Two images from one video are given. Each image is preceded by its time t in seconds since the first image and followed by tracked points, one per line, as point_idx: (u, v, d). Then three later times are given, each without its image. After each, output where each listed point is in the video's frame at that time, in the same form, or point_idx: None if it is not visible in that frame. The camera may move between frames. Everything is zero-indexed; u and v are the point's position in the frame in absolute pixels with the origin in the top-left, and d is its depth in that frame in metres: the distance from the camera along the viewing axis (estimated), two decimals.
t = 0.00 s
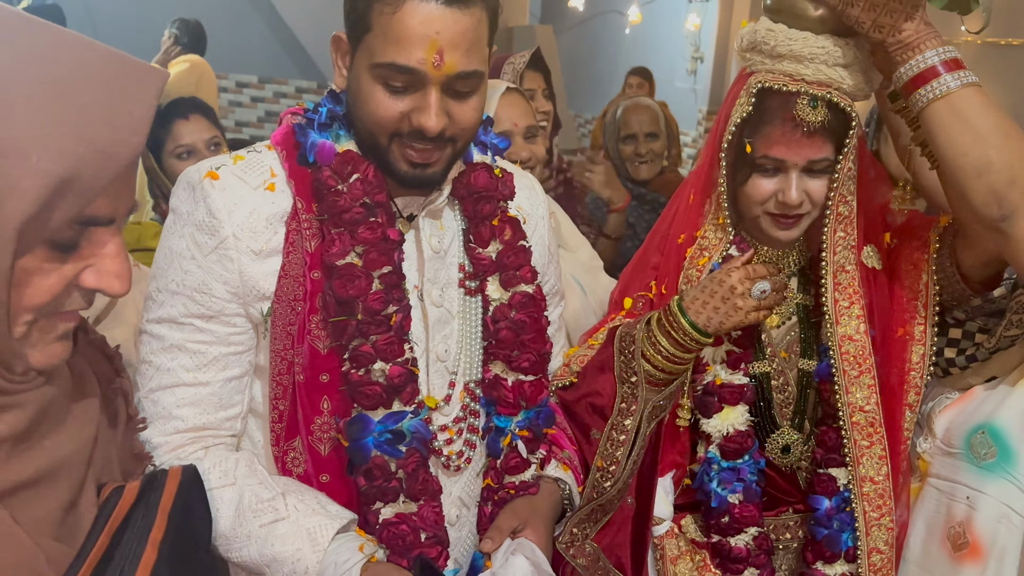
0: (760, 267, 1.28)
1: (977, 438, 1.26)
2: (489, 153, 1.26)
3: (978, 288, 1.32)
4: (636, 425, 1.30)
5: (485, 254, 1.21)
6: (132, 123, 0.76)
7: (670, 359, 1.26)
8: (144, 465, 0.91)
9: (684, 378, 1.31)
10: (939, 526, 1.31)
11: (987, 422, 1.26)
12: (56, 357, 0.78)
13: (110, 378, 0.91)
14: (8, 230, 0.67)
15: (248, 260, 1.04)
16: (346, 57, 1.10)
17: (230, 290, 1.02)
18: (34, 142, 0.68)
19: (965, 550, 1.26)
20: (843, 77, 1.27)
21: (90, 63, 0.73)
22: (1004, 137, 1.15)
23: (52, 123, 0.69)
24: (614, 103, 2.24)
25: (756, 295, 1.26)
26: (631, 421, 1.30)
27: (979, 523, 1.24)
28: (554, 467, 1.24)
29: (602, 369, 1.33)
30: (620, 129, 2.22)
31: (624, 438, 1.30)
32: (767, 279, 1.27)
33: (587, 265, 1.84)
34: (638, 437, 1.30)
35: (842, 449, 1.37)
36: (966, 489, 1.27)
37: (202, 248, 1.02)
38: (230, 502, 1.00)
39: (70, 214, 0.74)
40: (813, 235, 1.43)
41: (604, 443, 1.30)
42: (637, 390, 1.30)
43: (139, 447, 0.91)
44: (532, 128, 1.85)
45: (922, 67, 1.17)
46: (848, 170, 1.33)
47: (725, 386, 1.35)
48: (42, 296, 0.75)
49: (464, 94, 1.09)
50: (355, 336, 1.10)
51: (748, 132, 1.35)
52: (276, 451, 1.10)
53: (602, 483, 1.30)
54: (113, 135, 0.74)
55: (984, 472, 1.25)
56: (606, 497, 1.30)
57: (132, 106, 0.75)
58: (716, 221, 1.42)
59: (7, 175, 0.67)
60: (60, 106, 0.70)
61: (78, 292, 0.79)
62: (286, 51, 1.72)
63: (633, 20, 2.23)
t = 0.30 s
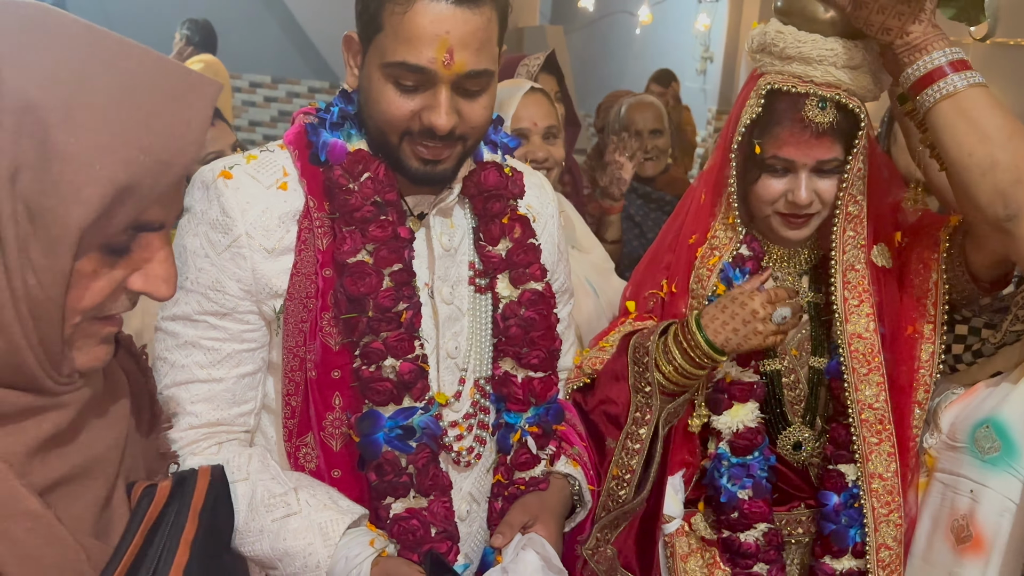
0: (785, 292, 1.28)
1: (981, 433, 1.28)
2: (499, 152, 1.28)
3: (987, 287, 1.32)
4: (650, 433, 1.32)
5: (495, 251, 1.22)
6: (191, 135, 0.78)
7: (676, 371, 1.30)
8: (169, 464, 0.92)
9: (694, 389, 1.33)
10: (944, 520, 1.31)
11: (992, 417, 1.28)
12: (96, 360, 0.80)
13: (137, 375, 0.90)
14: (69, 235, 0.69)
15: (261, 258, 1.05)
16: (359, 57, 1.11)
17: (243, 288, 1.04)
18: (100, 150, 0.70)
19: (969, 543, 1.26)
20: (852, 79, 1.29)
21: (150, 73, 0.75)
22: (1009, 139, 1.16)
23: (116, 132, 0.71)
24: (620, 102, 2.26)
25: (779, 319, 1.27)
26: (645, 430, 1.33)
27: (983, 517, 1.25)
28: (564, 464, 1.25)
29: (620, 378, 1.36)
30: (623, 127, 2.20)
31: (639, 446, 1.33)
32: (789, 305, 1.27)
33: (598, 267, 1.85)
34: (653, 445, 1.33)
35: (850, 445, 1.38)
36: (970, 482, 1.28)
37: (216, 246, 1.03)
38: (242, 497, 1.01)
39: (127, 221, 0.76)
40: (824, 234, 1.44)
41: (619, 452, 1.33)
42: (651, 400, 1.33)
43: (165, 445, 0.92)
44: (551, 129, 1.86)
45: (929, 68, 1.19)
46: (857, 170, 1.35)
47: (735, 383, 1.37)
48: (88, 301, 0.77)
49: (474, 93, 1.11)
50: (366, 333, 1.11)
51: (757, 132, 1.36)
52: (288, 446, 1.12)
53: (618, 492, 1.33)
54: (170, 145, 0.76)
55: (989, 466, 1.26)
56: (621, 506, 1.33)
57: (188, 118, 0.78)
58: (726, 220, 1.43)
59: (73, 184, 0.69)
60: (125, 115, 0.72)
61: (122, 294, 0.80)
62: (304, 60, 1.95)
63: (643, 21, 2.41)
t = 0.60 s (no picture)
0: (807, 334, 1.30)
1: (986, 429, 1.28)
2: (505, 152, 1.29)
3: (994, 287, 1.33)
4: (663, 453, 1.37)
5: (501, 250, 1.23)
6: (245, 155, 0.79)
7: (689, 395, 1.33)
8: (187, 465, 0.97)
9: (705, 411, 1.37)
10: (948, 518, 1.31)
11: (997, 414, 1.27)
12: (121, 359, 0.81)
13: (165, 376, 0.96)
14: (118, 244, 0.71)
15: (268, 257, 1.06)
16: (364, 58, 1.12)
17: (251, 287, 1.05)
18: (150, 163, 0.72)
19: (971, 540, 1.27)
20: (858, 81, 1.30)
21: (193, 84, 0.78)
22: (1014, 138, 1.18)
23: (168, 148, 0.73)
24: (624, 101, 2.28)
25: (799, 363, 1.29)
26: (659, 450, 1.37)
27: (986, 514, 1.26)
28: (570, 461, 1.26)
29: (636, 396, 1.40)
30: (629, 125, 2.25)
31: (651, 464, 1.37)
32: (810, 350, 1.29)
33: (611, 268, 1.92)
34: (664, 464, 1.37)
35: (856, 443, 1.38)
36: (972, 479, 1.29)
37: (223, 247, 1.04)
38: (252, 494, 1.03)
39: (172, 235, 0.77)
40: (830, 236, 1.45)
41: (632, 470, 1.38)
42: (666, 423, 1.37)
43: (183, 449, 0.97)
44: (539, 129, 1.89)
45: (933, 68, 1.20)
46: (862, 171, 1.36)
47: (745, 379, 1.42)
48: (131, 308, 0.79)
49: (476, 94, 1.12)
50: (372, 331, 1.12)
51: (763, 135, 1.38)
52: (297, 444, 1.13)
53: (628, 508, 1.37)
54: (219, 160, 0.77)
55: (993, 463, 1.26)
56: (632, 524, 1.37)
57: (240, 136, 0.79)
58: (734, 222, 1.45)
59: (123, 195, 0.71)
60: (176, 131, 0.74)
61: (158, 306, 0.82)
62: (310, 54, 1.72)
63: (650, 21, 2.30)
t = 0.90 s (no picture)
0: (812, 349, 1.35)
1: (1008, 447, 1.31)
2: (510, 152, 1.30)
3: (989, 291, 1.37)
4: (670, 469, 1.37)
5: (506, 250, 1.24)
6: (270, 160, 0.81)
7: (690, 401, 1.35)
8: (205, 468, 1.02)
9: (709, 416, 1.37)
10: (964, 529, 1.36)
11: (1016, 433, 1.31)
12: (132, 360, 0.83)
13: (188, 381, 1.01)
14: (149, 245, 0.72)
15: (276, 257, 1.07)
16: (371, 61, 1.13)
17: (259, 287, 1.06)
18: (184, 165, 0.73)
19: (988, 555, 1.31)
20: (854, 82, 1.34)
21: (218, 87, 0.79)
22: None
23: (201, 152, 0.75)
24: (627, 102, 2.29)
25: (802, 377, 1.33)
26: (665, 466, 1.38)
27: (1003, 530, 1.30)
28: (575, 458, 1.26)
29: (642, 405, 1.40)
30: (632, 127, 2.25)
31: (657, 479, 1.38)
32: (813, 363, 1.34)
33: (620, 270, 1.93)
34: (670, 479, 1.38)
35: (856, 441, 1.39)
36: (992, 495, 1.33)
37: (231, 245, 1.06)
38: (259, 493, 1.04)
39: (202, 239, 0.78)
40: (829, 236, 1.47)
41: (638, 485, 1.39)
42: (676, 438, 1.38)
43: (201, 451, 1.03)
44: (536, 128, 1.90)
45: (961, 144, 1.22)
46: (860, 171, 1.39)
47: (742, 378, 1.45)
48: (159, 309, 0.80)
49: (482, 95, 1.13)
50: (379, 330, 1.13)
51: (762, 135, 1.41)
52: (304, 441, 1.14)
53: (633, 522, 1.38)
54: (251, 167, 0.78)
55: (1014, 481, 1.30)
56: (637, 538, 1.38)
57: (270, 142, 0.81)
58: (732, 221, 1.48)
59: (156, 197, 0.72)
60: (210, 131, 0.76)
61: (184, 307, 0.84)
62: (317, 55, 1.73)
63: (655, 22, 2.39)
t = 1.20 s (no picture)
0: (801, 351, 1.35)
1: None
2: (514, 152, 1.32)
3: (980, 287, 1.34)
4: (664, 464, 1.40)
5: (510, 248, 1.26)
6: (275, 165, 0.82)
7: (682, 398, 1.37)
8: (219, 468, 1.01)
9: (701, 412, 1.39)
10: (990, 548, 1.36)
11: None
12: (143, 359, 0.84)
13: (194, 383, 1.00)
14: (145, 251, 0.73)
15: (284, 255, 1.09)
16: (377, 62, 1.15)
17: (267, 284, 1.08)
18: (186, 170, 0.74)
19: None
20: (847, 78, 1.37)
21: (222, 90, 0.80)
22: None
23: (204, 156, 0.76)
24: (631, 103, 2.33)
25: (795, 378, 1.34)
26: (659, 460, 1.41)
27: None
28: (577, 453, 1.28)
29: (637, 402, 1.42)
30: (636, 128, 2.33)
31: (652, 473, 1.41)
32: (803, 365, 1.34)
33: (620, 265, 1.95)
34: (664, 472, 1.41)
35: (840, 432, 1.44)
36: None
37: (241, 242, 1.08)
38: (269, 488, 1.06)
39: (206, 243, 0.80)
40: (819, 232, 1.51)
41: (633, 479, 1.42)
42: (670, 433, 1.41)
43: (214, 452, 1.01)
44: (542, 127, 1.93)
45: None
46: (850, 168, 1.43)
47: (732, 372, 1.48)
48: (160, 311, 0.81)
49: (486, 97, 1.14)
50: (386, 328, 1.15)
51: (755, 129, 1.44)
52: (311, 437, 1.16)
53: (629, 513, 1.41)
54: (255, 172, 0.80)
55: None
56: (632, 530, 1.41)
57: (274, 149, 0.82)
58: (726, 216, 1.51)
59: (156, 200, 0.73)
60: (214, 140, 0.77)
61: (187, 311, 0.85)
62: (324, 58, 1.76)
63: (656, 25, 2.34)
